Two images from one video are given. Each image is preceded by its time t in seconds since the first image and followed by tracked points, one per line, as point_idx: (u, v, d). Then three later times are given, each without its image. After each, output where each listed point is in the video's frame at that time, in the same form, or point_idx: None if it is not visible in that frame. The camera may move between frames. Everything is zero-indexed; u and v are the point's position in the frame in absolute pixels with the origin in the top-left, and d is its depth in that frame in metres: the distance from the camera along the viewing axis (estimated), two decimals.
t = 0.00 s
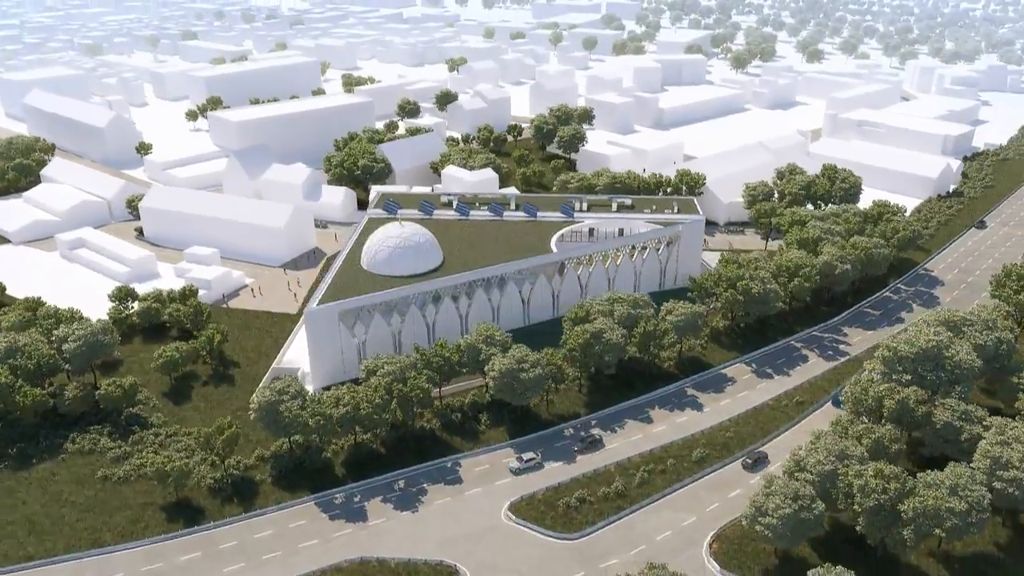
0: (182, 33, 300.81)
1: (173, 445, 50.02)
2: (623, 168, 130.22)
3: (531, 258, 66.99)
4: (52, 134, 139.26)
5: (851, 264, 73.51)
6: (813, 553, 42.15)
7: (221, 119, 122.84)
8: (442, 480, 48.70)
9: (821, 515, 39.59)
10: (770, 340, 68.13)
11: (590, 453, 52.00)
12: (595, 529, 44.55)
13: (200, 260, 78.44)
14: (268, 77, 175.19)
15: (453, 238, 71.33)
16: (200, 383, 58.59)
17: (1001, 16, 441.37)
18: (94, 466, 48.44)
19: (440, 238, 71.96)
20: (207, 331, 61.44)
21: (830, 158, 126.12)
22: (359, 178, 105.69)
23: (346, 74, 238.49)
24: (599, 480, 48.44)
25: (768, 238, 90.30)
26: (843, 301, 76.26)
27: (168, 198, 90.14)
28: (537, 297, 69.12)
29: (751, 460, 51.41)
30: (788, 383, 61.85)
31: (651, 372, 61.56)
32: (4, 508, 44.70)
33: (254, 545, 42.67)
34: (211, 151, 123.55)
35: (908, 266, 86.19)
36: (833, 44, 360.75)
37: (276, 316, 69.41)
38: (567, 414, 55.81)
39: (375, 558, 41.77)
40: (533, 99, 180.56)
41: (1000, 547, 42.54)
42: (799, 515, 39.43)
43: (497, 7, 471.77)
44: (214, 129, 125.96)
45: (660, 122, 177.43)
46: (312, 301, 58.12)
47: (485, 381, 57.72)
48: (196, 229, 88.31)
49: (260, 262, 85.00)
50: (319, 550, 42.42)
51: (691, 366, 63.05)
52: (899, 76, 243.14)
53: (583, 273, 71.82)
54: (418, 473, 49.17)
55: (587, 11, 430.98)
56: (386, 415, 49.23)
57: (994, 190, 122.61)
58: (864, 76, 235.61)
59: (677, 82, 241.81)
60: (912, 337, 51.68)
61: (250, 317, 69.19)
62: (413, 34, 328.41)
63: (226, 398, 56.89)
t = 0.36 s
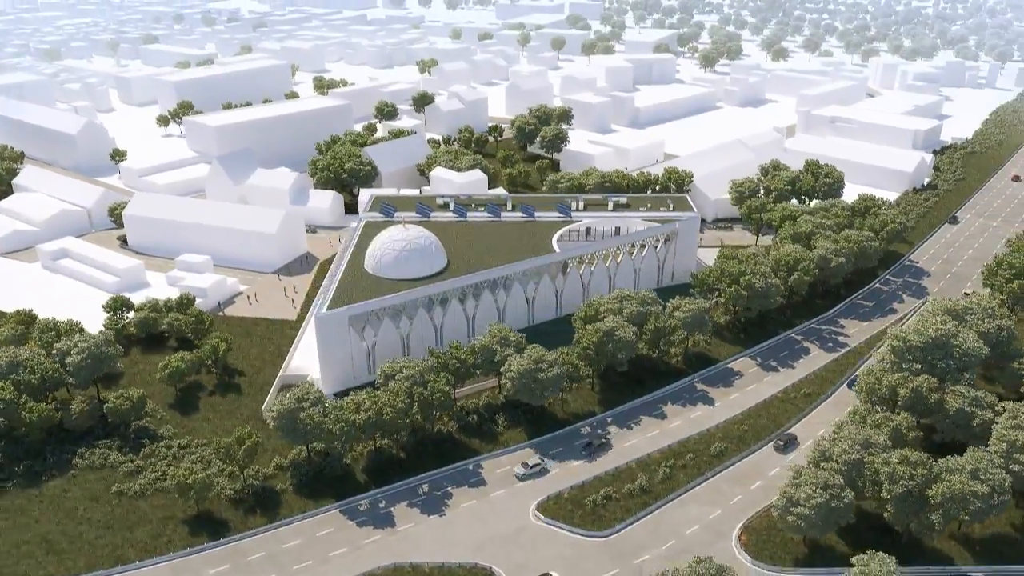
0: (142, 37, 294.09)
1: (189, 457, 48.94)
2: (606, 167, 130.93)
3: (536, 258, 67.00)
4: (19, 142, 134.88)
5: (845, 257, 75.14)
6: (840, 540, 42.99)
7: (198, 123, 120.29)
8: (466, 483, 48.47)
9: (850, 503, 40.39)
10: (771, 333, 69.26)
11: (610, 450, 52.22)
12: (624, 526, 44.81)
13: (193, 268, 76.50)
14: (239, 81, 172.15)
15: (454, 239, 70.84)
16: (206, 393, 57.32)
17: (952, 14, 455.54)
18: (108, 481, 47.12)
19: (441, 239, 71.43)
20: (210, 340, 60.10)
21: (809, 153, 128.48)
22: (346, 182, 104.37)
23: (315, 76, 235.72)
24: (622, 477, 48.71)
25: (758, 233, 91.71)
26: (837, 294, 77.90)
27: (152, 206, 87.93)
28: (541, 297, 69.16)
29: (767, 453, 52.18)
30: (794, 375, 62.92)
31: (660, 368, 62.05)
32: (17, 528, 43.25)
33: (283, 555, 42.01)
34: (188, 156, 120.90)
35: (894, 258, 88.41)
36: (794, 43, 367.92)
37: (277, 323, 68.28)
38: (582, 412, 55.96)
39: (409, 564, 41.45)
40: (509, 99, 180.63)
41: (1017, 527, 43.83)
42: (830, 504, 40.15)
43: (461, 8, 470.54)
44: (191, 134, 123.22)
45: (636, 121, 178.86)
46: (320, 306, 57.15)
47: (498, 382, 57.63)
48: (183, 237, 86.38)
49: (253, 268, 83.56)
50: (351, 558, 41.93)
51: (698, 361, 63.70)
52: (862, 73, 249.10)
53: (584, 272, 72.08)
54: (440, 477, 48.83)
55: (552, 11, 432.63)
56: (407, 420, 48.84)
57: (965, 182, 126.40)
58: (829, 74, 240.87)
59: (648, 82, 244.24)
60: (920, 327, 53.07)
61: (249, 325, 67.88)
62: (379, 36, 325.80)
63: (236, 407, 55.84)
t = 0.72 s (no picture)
0: (100, 41, 286.52)
1: (207, 468, 47.92)
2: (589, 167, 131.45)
3: (541, 258, 67.12)
4: None
5: (838, 250, 76.81)
6: (864, 527, 43.91)
7: (174, 128, 117.36)
8: (491, 484, 48.32)
9: (878, 490, 41.24)
10: (772, 326, 70.41)
11: (629, 447, 52.43)
12: (653, 521, 45.15)
13: (187, 277, 74.63)
14: (211, 85, 168.71)
15: (456, 240, 70.54)
16: (214, 403, 56.04)
17: (906, 11, 468.49)
18: (124, 497, 45.81)
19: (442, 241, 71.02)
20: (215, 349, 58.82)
21: (787, 149, 130.70)
22: (332, 185, 102.72)
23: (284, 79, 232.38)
24: (646, 473, 49.04)
25: (747, 229, 93.07)
26: (830, 286, 79.56)
27: (138, 213, 85.65)
28: (545, 297, 69.31)
29: (782, 444, 53.03)
30: (798, 368, 64.06)
31: (669, 364, 62.58)
32: (35, 548, 41.87)
33: (315, 565, 41.41)
34: (165, 162, 117.96)
35: (880, 250, 90.62)
36: (756, 41, 374.74)
37: (278, 331, 67.15)
38: (597, 410, 56.17)
39: (444, 568, 41.17)
40: (485, 100, 180.31)
41: None
42: (859, 492, 40.96)
43: (424, 9, 468.10)
44: (166, 140, 120.16)
45: (611, 120, 179.82)
46: (331, 312, 56.37)
47: (512, 383, 57.57)
48: (171, 244, 84.34)
49: (246, 275, 82.13)
50: (385, 564, 41.54)
51: (704, 356, 64.43)
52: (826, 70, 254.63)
53: (586, 271, 72.38)
54: (464, 479, 48.59)
55: (517, 12, 433.18)
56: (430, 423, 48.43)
57: (937, 175, 130.12)
58: (795, 72, 245.82)
59: (618, 81, 246.26)
60: (925, 316, 54.49)
61: (250, 333, 66.61)
62: (345, 38, 322.38)
63: (248, 416, 54.80)
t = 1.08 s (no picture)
0: (55, 45, 278.10)
1: (227, 480, 46.96)
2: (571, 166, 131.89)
3: (546, 258, 67.16)
4: None
5: (831, 244, 78.54)
6: (887, 512, 44.95)
7: (151, 133, 113.97)
8: (516, 485, 48.30)
9: (902, 476, 42.31)
10: (772, 320, 71.63)
11: (647, 443, 52.86)
12: (681, 516, 45.62)
13: (182, 285, 72.76)
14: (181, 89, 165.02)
15: (458, 242, 70.19)
16: (225, 412, 54.89)
17: (861, 10, 480.92)
18: (143, 512, 44.67)
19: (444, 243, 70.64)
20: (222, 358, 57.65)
21: (766, 145, 132.95)
22: (320, 190, 101.37)
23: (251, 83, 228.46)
24: (668, 468, 49.53)
25: (736, 225, 94.58)
26: (823, 279, 81.32)
27: (123, 223, 83.17)
28: (550, 296, 69.44)
29: (796, 435, 54.02)
30: (801, 360, 65.32)
31: (676, 359, 63.24)
32: (56, 569, 40.65)
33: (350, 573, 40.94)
34: (142, 169, 114.67)
35: (865, 243, 92.92)
36: (719, 40, 380.48)
37: (281, 338, 66.06)
38: (612, 408, 56.50)
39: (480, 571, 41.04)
40: (461, 102, 179.77)
41: None
42: (884, 479, 41.98)
43: (387, 10, 464.40)
44: (142, 145, 116.62)
45: (587, 120, 180.67)
46: (341, 317, 55.61)
47: (526, 383, 57.60)
48: (160, 253, 82.08)
49: (239, 282, 80.16)
50: (420, 569, 41.28)
51: (710, 351, 65.27)
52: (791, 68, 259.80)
53: (588, 270, 72.68)
54: (489, 481, 48.49)
55: (481, 13, 433.06)
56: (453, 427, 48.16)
57: (909, 169, 133.78)
58: (761, 69, 250.19)
59: (589, 81, 247.71)
60: (928, 306, 56.05)
61: (252, 341, 65.39)
62: (310, 41, 318.33)
63: (260, 424, 53.81)
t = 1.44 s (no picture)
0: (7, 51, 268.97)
1: (249, 491, 46.03)
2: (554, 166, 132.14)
3: (551, 257, 67.36)
4: None
5: (822, 238, 80.32)
6: (906, 498, 46.10)
7: (127, 140, 110.58)
8: (541, 485, 48.37)
9: (923, 462, 43.52)
10: (770, 314, 72.97)
11: (665, 439, 53.39)
12: (708, 509, 46.22)
13: (178, 294, 70.95)
14: (149, 93, 160.90)
15: (460, 244, 69.92)
16: (237, 422, 53.77)
17: (818, 8, 491.79)
18: (166, 526, 43.65)
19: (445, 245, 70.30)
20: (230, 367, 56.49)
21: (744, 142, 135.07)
22: (306, 194, 99.71)
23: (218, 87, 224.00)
24: (689, 462, 50.14)
25: (725, 221, 96.03)
26: (814, 273, 83.17)
27: (108, 232, 80.91)
28: (554, 296, 69.61)
29: (808, 426, 55.14)
30: (803, 352, 66.65)
31: (683, 355, 63.98)
32: None
33: None
34: (118, 176, 111.28)
35: (850, 236, 95.22)
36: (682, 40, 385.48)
37: (284, 346, 64.97)
38: (627, 404, 56.93)
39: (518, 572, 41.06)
40: (436, 104, 178.37)
41: None
42: (907, 465, 43.15)
43: (349, 12, 459.13)
44: (116, 152, 113.08)
45: (563, 120, 180.72)
46: (355, 322, 54.97)
47: (540, 383, 57.68)
48: (148, 262, 80.08)
49: (233, 290, 78.74)
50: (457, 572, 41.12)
51: (715, 346, 66.16)
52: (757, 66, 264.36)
53: (590, 269, 73.05)
54: (514, 482, 48.46)
55: (446, 15, 431.35)
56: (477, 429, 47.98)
57: (882, 163, 137.31)
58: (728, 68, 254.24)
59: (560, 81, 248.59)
60: (929, 296, 57.74)
61: (255, 349, 64.18)
62: (274, 44, 313.12)
63: (275, 433, 52.93)
